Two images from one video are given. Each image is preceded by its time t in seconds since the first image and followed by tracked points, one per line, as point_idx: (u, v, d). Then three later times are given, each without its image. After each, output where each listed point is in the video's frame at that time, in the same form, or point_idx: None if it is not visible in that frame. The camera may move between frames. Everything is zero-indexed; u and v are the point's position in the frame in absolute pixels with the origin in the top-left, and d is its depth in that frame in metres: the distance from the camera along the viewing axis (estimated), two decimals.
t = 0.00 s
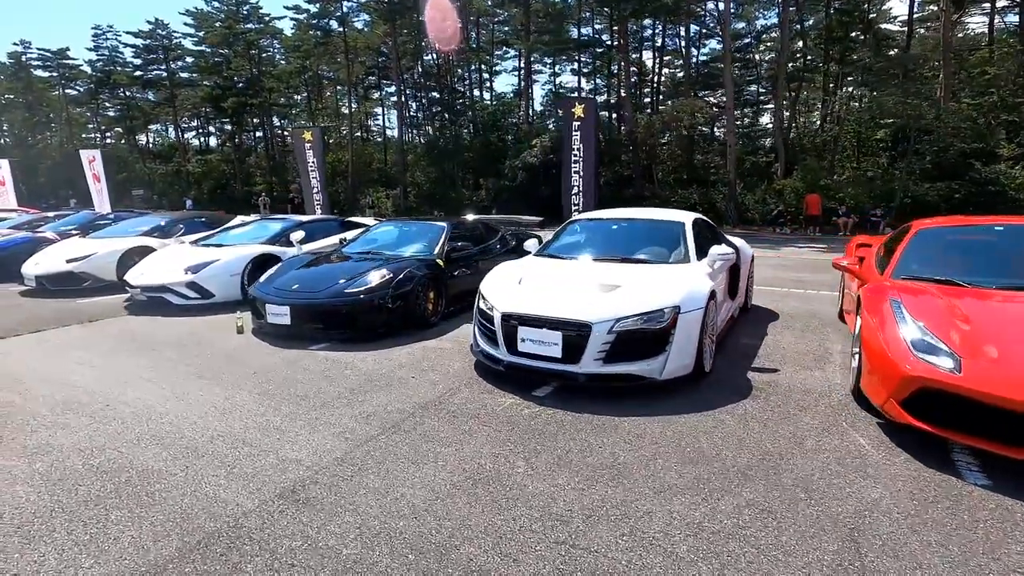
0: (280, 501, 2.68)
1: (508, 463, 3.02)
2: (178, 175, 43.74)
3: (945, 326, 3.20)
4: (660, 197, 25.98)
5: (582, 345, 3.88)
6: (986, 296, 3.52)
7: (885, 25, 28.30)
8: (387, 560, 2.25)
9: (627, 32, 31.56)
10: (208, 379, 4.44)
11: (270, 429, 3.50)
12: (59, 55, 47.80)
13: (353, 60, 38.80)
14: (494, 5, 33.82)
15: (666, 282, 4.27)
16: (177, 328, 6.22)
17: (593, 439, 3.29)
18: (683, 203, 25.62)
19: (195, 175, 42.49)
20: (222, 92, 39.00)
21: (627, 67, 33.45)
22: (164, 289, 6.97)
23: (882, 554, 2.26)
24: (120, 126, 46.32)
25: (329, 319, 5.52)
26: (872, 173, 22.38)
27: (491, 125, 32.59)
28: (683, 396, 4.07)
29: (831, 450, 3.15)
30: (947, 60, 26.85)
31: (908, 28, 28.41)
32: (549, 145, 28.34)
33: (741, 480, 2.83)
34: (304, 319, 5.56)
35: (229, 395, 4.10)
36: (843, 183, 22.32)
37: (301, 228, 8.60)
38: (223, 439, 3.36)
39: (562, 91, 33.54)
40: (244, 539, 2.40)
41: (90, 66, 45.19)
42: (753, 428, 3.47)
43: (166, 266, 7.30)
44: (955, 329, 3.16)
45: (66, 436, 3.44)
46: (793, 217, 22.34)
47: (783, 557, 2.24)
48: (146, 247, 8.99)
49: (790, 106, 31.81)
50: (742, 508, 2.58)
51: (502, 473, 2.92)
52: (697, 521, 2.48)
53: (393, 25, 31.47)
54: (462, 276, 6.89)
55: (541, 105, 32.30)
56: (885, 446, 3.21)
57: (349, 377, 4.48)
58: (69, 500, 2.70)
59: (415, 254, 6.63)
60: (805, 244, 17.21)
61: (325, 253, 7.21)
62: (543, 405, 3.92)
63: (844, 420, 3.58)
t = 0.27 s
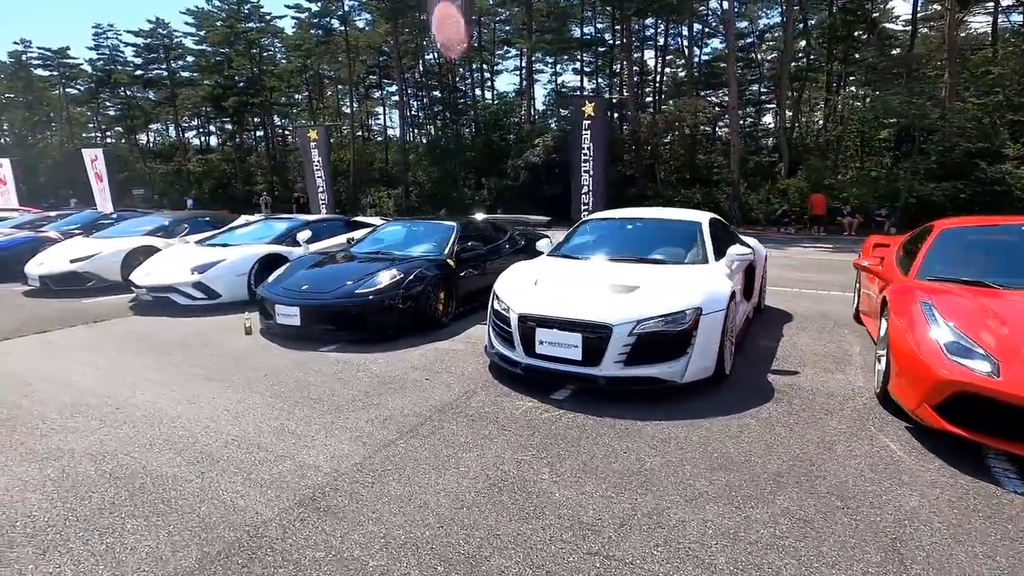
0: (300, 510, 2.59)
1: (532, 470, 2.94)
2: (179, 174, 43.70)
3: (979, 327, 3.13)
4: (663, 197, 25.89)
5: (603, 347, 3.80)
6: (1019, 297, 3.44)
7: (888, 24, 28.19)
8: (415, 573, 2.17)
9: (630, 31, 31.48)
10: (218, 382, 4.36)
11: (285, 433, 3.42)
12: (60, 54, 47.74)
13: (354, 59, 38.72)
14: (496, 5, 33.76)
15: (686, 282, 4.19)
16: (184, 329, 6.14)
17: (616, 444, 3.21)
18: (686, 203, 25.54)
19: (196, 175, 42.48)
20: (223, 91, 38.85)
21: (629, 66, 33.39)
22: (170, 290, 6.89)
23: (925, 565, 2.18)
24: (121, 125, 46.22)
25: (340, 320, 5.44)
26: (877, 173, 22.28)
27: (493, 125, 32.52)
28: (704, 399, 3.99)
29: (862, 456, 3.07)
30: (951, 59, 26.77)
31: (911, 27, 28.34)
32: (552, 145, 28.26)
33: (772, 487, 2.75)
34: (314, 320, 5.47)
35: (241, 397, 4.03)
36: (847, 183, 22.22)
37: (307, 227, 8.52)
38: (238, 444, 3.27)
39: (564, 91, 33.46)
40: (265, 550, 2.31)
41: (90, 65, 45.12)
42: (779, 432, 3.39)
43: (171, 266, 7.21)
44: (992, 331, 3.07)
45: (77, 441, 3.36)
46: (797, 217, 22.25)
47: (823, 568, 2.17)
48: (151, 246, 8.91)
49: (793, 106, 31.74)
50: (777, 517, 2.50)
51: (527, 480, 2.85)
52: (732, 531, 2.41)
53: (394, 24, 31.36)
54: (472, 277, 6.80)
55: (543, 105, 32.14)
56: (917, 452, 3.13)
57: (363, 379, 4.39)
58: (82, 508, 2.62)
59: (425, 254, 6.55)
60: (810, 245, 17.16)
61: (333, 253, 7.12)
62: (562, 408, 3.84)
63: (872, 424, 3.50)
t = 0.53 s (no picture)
0: (320, 522, 2.52)
1: (556, 478, 2.87)
2: (180, 173, 43.64)
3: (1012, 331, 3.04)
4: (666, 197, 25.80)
5: (621, 353, 3.73)
6: None
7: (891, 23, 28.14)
8: None
9: (632, 31, 31.41)
10: (228, 386, 4.28)
11: (299, 440, 3.34)
12: (60, 53, 47.68)
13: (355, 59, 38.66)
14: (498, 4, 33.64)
15: (704, 286, 4.11)
16: (191, 331, 6.07)
17: (640, 452, 3.14)
18: (689, 203, 25.47)
19: (196, 174, 42.47)
20: (224, 90, 38.72)
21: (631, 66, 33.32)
22: (175, 291, 6.81)
23: None
24: (121, 124, 46.12)
25: (349, 322, 5.37)
26: (881, 173, 22.19)
27: (495, 124, 32.44)
28: (724, 405, 3.91)
29: (893, 465, 2.99)
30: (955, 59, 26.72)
31: (914, 27, 28.28)
32: (554, 144, 28.19)
33: (803, 498, 2.68)
34: (323, 323, 5.40)
35: (252, 402, 3.95)
36: (851, 183, 22.14)
37: (314, 227, 8.45)
38: (252, 451, 3.20)
39: (565, 90, 33.38)
40: (285, 565, 2.24)
41: (91, 64, 45.07)
42: (805, 439, 3.32)
43: (176, 267, 7.13)
44: None
45: (87, 448, 3.28)
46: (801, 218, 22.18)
47: None
48: (155, 247, 8.83)
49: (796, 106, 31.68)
50: (812, 529, 2.43)
51: (551, 490, 2.77)
52: (767, 544, 2.34)
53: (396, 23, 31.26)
54: (482, 279, 6.73)
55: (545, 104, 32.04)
56: (949, 460, 3.05)
57: (375, 384, 4.32)
58: (95, 520, 2.55)
59: (434, 255, 6.47)
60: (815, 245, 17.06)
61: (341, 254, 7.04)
62: (580, 414, 3.77)
63: (899, 431, 3.42)
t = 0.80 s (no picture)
0: (337, 534, 2.44)
1: (578, 485, 2.80)
2: (181, 172, 43.57)
3: None
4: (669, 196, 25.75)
5: (639, 357, 3.66)
6: None
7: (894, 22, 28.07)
8: None
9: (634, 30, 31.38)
10: (237, 390, 4.21)
11: (313, 446, 3.26)
12: (60, 52, 47.64)
13: (356, 58, 38.62)
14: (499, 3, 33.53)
15: (724, 287, 4.03)
16: (197, 332, 5.99)
17: (662, 458, 3.06)
18: (692, 203, 25.45)
19: (197, 173, 42.45)
20: (225, 90, 38.65)
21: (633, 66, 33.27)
22: (180, 292, 6.74)
23: None
24: (121, 124, 46.09)
25: (358, 324, 5.30)
26: (886, 174, 22.14)
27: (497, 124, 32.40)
28: (745, 409, 3.83)
29: (924, 472, 2.92)
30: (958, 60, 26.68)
31: (918, 27, 28.23)
32: (556, 144, 28.16)
33: (833, 507, 2.61)
34: (332, 325, 5.32)
35: (263, 406, 3.87)
36: (854, 183, 22.09)
37: (319, 227, 8.37)
38: (265, 458, 3.11)
39: (568, 89, 33.31)
40: None
41: (91, 63, 45.04)
42: (830, 445, 3.24)
43: (181, 267, 7.05)
44: None
45: (95, 454, 3.21)
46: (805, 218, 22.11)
47: None
48: (158, 247, 8.76)
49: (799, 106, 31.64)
50: (848, 541, 2.35)
51: (574, 498, 2.70)
52: (802, 557, 2.26)
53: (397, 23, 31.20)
54: (492, 279, 6.65)
55: (546, 104, 31.95)
56: (981, 467, 2.98)
57: (387, 387, 4.24)
58: (106, 531, 2.48)
59: (444, 256, 6.39)
60: (820, 246, 17.01)
61: (348, 254, 6.95)
62: (597, 419, 3.70)
63: (927, 438, 3.34)
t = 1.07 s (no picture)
0: (358, 543, 2.35)
1: (604, 493, 2.71)
2: (182, 171, 43.45)
3: None
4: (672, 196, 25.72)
5: (663, 359, 3.56)
6: None
7: (897, 21, 28.04)
8: None
9: (636, 29, 31.35)
10: (246, 392, 4.12)
11: (328, 451, 3.17)
12: (61, 50, 47.56)
13: (358, 57, 38.61)
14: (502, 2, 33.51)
15: (747, 288, 3.94)
16: (202, 332, 5.89)
17: (689, 465, 2.96)
18: (695, 202, 25.41)
19: (198, 172, 42.38)
20: (226, 89, 38.64)
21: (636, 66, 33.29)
22: (186, 292, 6.65)
23: None
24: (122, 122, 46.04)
25: (369, 325, 5.19)
26: (890, 173, 22.12)
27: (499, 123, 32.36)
28: (768, 413, 3.74)
29: (961, 480, 2.82)
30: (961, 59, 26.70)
31: (921, 26, 28.25)
32: (559, 143, 28.13)
33: (870, 516, 2.52)
34: (342, 325, 5.22)
35: (273, 409, 3.77)
36: (859, 182, 22.06)
37: (325, 226, 8.27)
38: (280, 463, 3.01)
39: (570, 88, 33.30)
40: None
41: (91, 62, 45.00)
42: (859, 451, 3.14)
43: (186, 266, 6.96)
44: None
45: (103, 458, 3.11)
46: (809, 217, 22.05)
47: None
48: (162, 246, 8.67)
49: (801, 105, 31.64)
50: (891, 555, 2.25)
51: (602, 506, 2.61)
52: (843, 569, 2.17)
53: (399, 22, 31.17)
54: (502, 279, 6.56)
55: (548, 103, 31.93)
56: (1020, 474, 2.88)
57: (399, 390, 4.14)
58: (115, 541, 2.38)
59: (454, 255, 6.29)
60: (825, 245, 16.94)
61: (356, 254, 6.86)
62: (618, 423, 3.60)
63: (961, 443, 3.24)
